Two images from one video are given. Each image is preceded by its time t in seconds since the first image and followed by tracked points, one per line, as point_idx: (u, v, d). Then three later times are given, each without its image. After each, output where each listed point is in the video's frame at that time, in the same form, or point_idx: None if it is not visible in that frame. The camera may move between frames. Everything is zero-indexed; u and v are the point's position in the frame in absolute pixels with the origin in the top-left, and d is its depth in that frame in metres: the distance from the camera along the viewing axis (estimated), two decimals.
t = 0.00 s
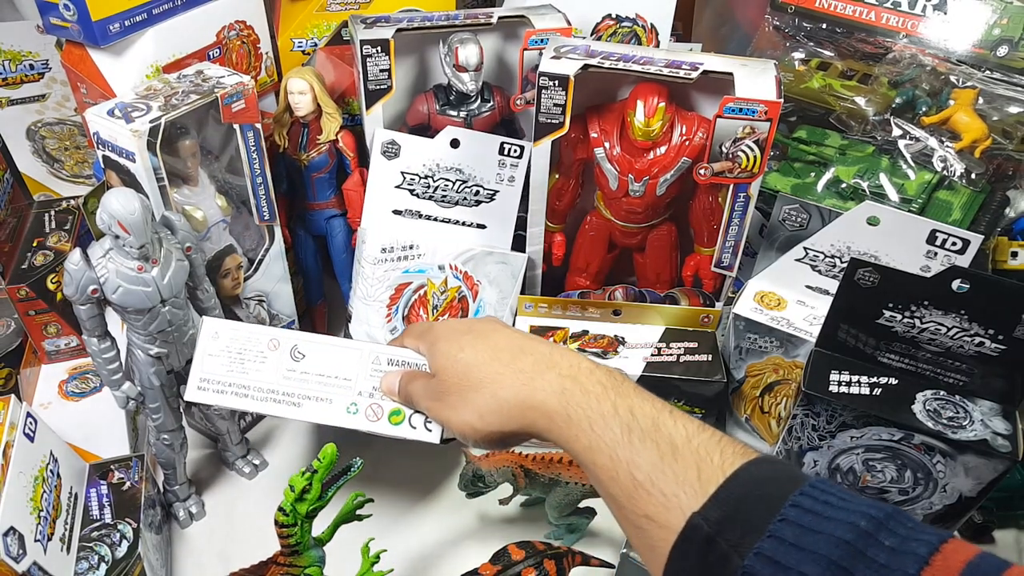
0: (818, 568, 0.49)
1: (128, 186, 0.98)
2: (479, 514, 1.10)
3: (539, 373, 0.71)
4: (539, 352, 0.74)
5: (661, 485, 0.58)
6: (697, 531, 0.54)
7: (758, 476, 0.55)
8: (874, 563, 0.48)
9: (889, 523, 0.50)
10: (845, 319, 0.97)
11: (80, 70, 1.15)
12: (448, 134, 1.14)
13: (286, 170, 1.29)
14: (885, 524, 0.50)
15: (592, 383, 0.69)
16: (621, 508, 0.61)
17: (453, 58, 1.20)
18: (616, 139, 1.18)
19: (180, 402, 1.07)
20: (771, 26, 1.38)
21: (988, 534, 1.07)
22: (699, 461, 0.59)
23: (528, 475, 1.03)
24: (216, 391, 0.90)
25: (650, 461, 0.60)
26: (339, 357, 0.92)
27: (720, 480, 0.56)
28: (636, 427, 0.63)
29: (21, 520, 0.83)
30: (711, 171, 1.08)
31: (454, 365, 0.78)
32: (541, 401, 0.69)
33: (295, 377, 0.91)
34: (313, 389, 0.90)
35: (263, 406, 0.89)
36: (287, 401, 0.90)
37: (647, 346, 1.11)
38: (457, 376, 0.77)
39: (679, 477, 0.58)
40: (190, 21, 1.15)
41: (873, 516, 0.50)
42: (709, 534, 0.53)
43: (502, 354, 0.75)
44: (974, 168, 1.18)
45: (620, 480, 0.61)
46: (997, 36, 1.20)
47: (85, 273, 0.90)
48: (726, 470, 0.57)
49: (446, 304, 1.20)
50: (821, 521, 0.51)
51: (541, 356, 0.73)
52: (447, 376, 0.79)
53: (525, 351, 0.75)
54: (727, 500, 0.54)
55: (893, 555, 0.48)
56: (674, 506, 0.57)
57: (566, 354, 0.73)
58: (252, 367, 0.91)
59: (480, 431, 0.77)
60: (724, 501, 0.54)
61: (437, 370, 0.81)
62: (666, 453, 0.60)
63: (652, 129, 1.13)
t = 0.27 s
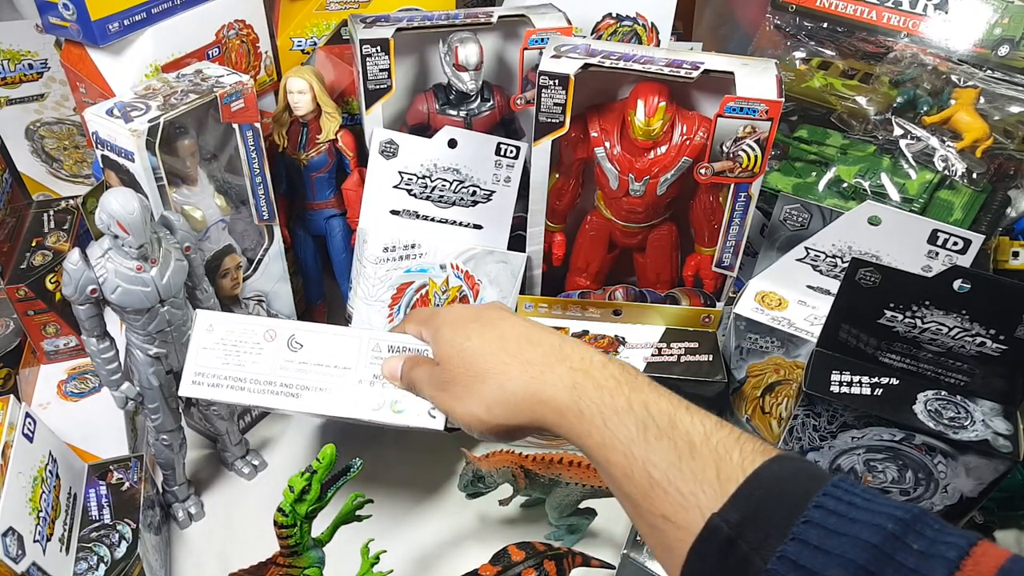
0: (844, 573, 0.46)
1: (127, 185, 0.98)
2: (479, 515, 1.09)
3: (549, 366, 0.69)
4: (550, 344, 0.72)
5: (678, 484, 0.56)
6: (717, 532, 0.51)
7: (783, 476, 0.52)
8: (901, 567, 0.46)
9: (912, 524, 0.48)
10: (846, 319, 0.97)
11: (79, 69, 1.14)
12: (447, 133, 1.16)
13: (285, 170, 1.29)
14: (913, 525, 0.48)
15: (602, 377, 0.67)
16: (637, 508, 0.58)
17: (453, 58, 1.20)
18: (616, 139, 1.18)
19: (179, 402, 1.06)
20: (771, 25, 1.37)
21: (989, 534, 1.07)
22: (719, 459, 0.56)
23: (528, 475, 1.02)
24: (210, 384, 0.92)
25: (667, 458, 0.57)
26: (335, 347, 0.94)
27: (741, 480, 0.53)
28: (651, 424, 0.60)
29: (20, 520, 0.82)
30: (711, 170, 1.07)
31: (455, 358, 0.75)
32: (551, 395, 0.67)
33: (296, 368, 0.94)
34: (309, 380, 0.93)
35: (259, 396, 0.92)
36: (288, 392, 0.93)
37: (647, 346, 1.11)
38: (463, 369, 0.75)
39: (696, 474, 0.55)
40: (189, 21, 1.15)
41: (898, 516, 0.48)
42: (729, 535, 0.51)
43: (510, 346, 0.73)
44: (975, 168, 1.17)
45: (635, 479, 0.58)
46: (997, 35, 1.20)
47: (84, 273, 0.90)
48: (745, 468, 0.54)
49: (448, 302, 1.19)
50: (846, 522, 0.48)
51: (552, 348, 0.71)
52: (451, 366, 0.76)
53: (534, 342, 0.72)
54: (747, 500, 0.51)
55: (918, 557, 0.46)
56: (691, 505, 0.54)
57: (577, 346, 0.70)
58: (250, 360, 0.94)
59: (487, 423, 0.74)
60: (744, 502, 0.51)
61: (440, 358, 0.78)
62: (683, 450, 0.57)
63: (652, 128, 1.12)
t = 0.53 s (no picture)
0: (902, 561, 0.46)
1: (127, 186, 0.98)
2: (480, 515, 1.09)
3: (577, 326, 0.70)
4: (573, 302, 0.73)
5: (718, 458, 0.57)
6: (762, 508, 0.51)
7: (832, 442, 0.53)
8: (964, 554, 0.45)
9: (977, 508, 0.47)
10: (846, 319, 0.96)
11: (79, 69, 1.14)
12: (445, 134, 1.15)
13: (285, 168, 1.29)
14: (973, 509, 0.47)
15: (621, 336, 0.69)
16: (671, 480, 0.60)
17: (454, 59, 1.20)
18: (616, 139, 1.18)
19: (179, 401, 1.06)
20: (771, 25, 1.37)
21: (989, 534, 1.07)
22: (762, 433, 0.57)
23: (528, 475, 1.02)
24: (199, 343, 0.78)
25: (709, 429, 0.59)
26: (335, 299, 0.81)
27: (785, 454, 0.55)
28: (689, 394, 0.62)
29: (20, 520, 0.83)
30: (711, 170, 1.08)
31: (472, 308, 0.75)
32: (581, 358, 0.68)
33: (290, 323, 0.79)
34: (303, 337, 0.79)
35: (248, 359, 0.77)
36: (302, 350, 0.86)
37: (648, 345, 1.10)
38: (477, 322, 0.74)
39: (739, 450, 0.57)
40: (189, 21, 1.15)
41: (958, 499, 0.47)
42: (776, 513, 0.50)
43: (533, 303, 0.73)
44: (975, 168, 1.17)
45: (672, 452, 0.60)
46: (997, 35, 1.19)
47: (85, 273, 0.90)
48: (790, 444, 0.56)
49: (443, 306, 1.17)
50: (902, 504, 0.48)
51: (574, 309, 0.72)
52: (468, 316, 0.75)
53: (561, 304, 0.73)
54: (794, 475, 0.52)
55: (982, 544, 0.45)
56: (732, 478, 0.56)
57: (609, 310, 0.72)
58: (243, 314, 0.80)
59: (504, 381, 0.73)
60: (790, 477, 0.52)
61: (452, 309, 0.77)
62: (724, 424, 0.59)
63: (652, 129, 1.12)
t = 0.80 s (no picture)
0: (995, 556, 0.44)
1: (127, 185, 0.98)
2: (480, 515, 1.09)
3: (622, 294, 0.71)
4: (621, 269, 0.73)
5: (783, 442, 0.57)
6: (835, 496, 0.51)
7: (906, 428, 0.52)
8: None
9: None
10: (846, 319, 0.96)
11: (79, 69, 1.14)
12: (391, 154, 1.10)
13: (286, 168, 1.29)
14: None
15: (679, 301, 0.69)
16: (727, 461, 0.60)
17: (455, 60, 1.20)
18: (617, 139, 1.18)
19: (179, 401, 1.06)
20: (771, 25, 1.37)
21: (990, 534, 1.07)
22: (832, 418, 0.56)
23: (527, 474, 1.02)
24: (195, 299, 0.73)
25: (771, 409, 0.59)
26: (335, 249, 0.77)
27: (857, 438, 0.54)
28: (751, 372, 0.62)
29: (20, 520, 0.82)
30: (711, 171, 1.07)
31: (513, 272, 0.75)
32: (633, 330, 0.68)
33: (290, 278, 0.75)
34: (310, 294, 0.74)
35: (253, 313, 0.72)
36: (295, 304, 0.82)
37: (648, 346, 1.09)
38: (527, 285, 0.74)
39: (806, 433, 0.57)
40: (190, 21, 1.15)
41: None
42: (846, 502, 0.50)
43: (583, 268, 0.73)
44: (975, 168, 1.17)
45: (732, 431, 0.60)
46: (997, 35, 1.19)
47: (84, 273, 0.90)
48: (863, 426, 0.55)
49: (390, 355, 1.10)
50: (988, 495, 0.46)
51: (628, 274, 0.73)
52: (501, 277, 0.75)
53: (608, 274, 0.73)
54: (867, 464, 0.51)
55: None
56: (798, 464, 0.56)
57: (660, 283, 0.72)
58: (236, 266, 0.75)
59: (536, 343, 0.75)
60: (863, 464, 0.51)
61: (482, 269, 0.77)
62: (790, 403, 0.59)
63: (652, 128, 1.12)
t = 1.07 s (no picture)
0: None
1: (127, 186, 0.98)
2: (479, 515, 1.09)
3: (697, 263, 0.66)
4: (689, 234, 0.69)
5: (890, 433, 0.58)
6: (955, 494, 0.51)
7: None
8: None
9: None
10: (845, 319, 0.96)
11: (79, 69, 1.14)
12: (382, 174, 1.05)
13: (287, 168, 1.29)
14: None
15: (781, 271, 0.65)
16: (824, 449, 0.61)
17: (455, 61, 1.20)
18: (617, 139, 1.18)
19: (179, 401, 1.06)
20: (771, 25, 1.37)
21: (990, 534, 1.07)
22: (946, 407, 0.57)
23: (528, 474, 1.03)
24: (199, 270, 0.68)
25: (875, 397, 0.59)
26: (355, 209, 0.70)
27: (974, 430, 0.55)
28: (854, 355, 0.60)
29: (20, 520, 0.82)
30: (711, 170, 1.08)
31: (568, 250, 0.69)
32: (720, 307, 0.64)
33: (301, 244, 0.69)
34: (329, 257, 0.68)
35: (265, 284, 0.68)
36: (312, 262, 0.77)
37: (648, 345, 1.08)
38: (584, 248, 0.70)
39: (919, 424, 0.57)
40: (191, 22, 1.15)
41: None
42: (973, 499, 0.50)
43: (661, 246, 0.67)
44: (975, 168, 1.17)
45: (831, 417, 0.60)
46: (997, 35, 1.19)
47: (85, 273, 0.90)
48: (982, 413, 0.56)
49: (388, 356, 1.11)
50: None
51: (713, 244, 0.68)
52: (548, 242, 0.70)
53: (678, 241, 0.68)
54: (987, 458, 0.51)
55: None
56: (915, 460, 0.57)
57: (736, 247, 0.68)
58: (234, 229, 0.70)
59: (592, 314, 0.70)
60: (980, 460, 0.51)
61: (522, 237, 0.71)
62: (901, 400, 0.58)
63: (652, 129, 1.13)
